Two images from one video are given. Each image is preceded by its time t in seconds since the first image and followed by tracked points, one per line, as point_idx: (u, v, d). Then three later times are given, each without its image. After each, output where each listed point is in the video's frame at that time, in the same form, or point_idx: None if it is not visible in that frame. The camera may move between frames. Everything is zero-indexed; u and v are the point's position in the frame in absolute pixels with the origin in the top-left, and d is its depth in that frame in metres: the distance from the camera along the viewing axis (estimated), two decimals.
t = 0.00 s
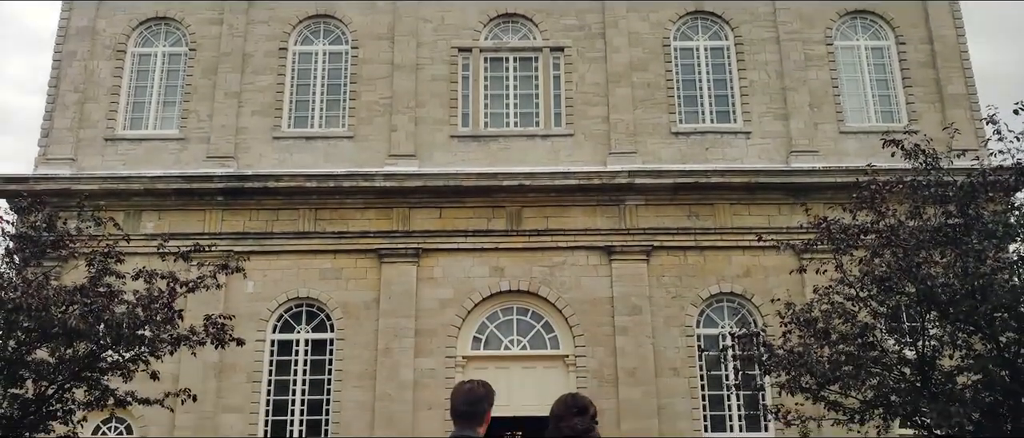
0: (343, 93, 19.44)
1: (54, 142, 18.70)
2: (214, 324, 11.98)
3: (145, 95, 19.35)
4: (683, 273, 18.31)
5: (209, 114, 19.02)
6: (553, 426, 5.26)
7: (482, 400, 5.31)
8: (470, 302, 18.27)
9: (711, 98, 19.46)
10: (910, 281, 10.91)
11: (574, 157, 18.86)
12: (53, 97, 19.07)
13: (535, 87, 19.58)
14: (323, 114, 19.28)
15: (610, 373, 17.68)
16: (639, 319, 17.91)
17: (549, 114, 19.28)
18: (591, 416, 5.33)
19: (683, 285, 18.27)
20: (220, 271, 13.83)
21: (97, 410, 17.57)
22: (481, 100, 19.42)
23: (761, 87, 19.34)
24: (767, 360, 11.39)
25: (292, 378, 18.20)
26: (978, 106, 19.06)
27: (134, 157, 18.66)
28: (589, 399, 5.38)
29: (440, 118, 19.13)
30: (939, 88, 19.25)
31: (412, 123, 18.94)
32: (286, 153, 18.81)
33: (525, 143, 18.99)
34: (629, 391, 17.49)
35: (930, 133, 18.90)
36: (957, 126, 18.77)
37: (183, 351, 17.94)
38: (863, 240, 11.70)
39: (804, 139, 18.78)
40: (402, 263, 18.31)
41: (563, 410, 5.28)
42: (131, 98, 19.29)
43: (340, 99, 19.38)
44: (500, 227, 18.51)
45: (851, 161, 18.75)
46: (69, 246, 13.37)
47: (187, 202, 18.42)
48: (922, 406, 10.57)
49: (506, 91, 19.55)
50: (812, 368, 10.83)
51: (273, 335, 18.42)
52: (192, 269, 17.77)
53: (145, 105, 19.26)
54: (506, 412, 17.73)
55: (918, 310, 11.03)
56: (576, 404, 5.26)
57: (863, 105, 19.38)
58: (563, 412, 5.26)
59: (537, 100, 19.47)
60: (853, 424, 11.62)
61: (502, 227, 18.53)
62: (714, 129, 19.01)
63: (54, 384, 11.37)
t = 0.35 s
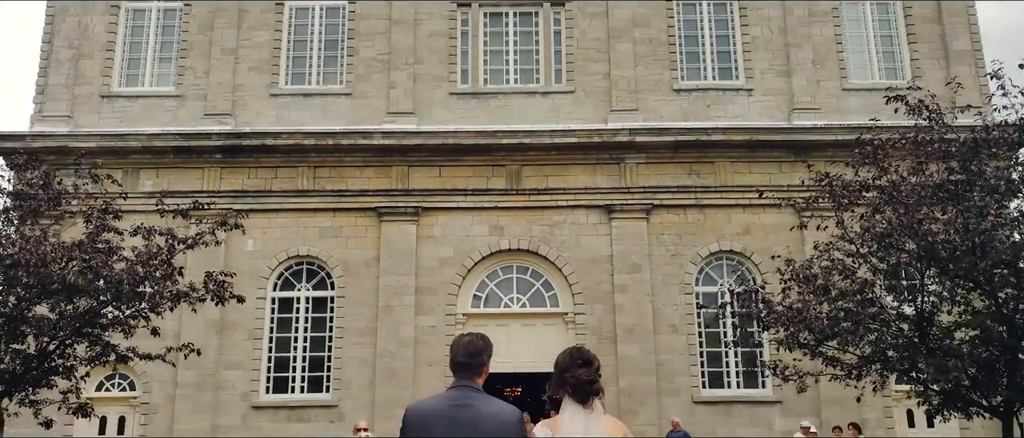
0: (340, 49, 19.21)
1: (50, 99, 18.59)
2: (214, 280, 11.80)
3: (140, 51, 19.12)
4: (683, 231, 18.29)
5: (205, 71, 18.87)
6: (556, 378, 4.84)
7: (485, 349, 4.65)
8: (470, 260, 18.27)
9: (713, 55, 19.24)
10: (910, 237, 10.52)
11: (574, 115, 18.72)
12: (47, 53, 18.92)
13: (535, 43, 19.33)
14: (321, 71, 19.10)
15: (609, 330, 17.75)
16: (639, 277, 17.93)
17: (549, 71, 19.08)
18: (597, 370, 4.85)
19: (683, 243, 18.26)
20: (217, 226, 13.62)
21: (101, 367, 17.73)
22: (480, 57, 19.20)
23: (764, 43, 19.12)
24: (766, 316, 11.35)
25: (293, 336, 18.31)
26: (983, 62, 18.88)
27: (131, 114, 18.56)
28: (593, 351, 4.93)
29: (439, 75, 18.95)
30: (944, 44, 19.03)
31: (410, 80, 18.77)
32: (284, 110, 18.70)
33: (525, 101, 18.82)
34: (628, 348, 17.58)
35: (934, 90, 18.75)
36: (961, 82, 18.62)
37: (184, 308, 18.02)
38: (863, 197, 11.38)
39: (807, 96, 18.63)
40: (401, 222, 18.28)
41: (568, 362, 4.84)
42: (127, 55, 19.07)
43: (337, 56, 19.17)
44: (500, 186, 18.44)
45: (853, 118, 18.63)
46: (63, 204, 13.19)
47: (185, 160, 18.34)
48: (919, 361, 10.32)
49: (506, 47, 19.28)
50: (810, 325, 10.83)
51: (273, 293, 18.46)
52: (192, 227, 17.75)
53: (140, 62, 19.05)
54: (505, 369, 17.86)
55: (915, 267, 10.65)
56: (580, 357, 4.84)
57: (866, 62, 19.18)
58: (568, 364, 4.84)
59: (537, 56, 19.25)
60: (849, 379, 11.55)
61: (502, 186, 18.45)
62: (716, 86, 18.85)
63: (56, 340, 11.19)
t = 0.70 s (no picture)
0: (338, 11, 19.02)
1: (44, 61, 18.41)
2: (214, 242, 11.54)
3: (135, 13, 18.95)
4: (683, 196, 18.24)
5: (201, 33, 18.69)
6: (557, 337, 4.82)
7: (475, 311, 4.45)
8: (469, 225, 18.25)
9: (715, 16, 19.07)
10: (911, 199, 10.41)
11: (574, 77, 18.57)
12: (40, 15, 18.69)
13: (535, 4, 19.13)
14: (318, 33, 18.92)
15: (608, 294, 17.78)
16: (638, 242, 17.93)
17: (549, 33, 18.89)
18: (598, 330, 4.79)
19: (683, 207, 18.23)
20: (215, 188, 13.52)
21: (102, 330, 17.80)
22: (479, 19, 19.01)
23: (766, 4, 18.90)
24: (765, 278, 11.33)
25: (293, 300, 18.38)
26: (988, 24, 18.66)
27: (126, 76, 18.42)
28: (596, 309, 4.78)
29: (438, 37, 18.77)
30: (949, 5, 18.80)
31: (408, 43, 18.60)
32: (282, 73, 18.55)
33: (525, 63, 18.67)
34: (627, 312, 17.63)
35: (938, 52, 18.57)
36: (966, 44, 18.44)
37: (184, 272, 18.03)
38: (865, 159, 11.23)
39: (810, 59, 18.46)
40: (400, 186, 18.24)
41: (569, 323, 4.77)
42: (121, 16, 18.90)
43: (335, 18, 18.98)
44: (499, 150, 18.35)
45: (856, 81, 18.49)
46: (60, 166, 12.98)
47: (182, 123, 18.24)
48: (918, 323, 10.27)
49: (505, 9, 19.08)
50: (809, 286, 10.83)
51: (273, 257, 18.48)
52: (190, 190, 17.69)
53: (135, 23, 18.89)
54: (504, 332, 17.95)
55: (915, 230, 10.52)
56: (580, 318, 4.74)
57: (870, 24, 18.98)
58: (568, 324, 4.77)
59: (537, 18, 19.05)
60: (847, 342, 11.54)
61: (501, 150, 18.36)
62: (718, 48, 18.69)
63: (57, 302, 10.97)
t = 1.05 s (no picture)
0: None
1: (37, 28, 18.20)
2: (211, 210, 11.38)
3: None
4: (683, 165, 18.17)
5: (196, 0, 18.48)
6: (555, 306, 4.76)
7: (464, 277, 4.34)
8: (468, 194, 18.19)
9: None
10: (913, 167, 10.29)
11: (574, 45, 18.43)
12: None
13: None
14: None
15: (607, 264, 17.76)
16: (638, 211, 17.88)
17: None
18: (593, 298, 4.74)
19: (683, 176, 18.16)
20: (211, 156, 13.44)
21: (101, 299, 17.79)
22: None
23: None
24: (765, 247, 11.27)
25: (292, 269, 18.36)
26: None
27: (122, 44, 18.28)
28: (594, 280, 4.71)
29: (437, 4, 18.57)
30: None
31: (407, 10, 18.40)
32: (279, 40, 18.42)
33: (524, 30, 18.52)
34: (626, 281, 17.63)
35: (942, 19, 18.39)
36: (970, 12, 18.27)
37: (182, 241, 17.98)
38: (867, 127, 11.11)
39: (812, 27, 18.29)
40: (399, 156, 18.15)
41: (566, 292, 4.69)
42: None
43: None
44: (498, 119, 18.24)
45: (858, 49, 18.34)
46: (53, 133, 12.81)
47: (178, 91, 18.12)
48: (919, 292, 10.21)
49: None
50: (810, 254, 10.76)
51: (271, 227, 18.43)
52: (187, 159, 17.58)
53: None
54: (503, 302, 17.97)
55: (917, 199, 10.42)
56: (578, 287, 4.67)
57: None
58: (566, 293, 4.70)
59: None
60: (847, 310, 11.51)
61: (501, 119, 18.25)
62: (720, 16, 18.51)
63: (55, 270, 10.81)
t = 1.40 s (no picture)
0: None
1: None
2: (208, 182, 11.27)
3: None
4: (684, 138, 18.06)
5: None
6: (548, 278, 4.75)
7: (458, 249, 4.26)
8: (467, 168, 18.08)
9: None
10: (916, 139, 10.16)
11: (575, 18, 18.47)
12: None
13: None
14: None
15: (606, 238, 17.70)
16: (638, 185, 17.79)
17: None
18: (586, 269, 4.72)
19: (683, 150, 18.06)
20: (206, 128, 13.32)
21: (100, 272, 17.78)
22: None
23: None
24: (766, 219, 11.20)
25: (291, 243, 18.34)
26: None
27: (116, 18, 18.35)
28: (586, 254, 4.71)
29: None
30: None
31: None
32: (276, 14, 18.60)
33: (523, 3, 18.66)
34: (625, 255, 17.58)
35: None
36: None
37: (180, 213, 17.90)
38: (871, 98, 11.00)
39: None
40: (397, 129, 18.03)
41: (559, 263, 4.70)
42: None
43: None
44: (497, 92, 18.09)
45: (860, 22, 18.20)
46: (47, 105, 12.68)
47: (175, 63, 17.97)
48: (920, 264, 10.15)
49: None
50: (811, 227, 10.69)
51: (269, 200, 18.36)
52: (183, 131, 17.45)
53: None
54: (503, 276, 17.97)
55: (920, 171, 10.33)
56: (570, 259, 4.67)
57: None
58: (558, 264, 4.71)
59: None
60: (848, 283, 11.47)
61: (500, 91, 18.11)
62: None
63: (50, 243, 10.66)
